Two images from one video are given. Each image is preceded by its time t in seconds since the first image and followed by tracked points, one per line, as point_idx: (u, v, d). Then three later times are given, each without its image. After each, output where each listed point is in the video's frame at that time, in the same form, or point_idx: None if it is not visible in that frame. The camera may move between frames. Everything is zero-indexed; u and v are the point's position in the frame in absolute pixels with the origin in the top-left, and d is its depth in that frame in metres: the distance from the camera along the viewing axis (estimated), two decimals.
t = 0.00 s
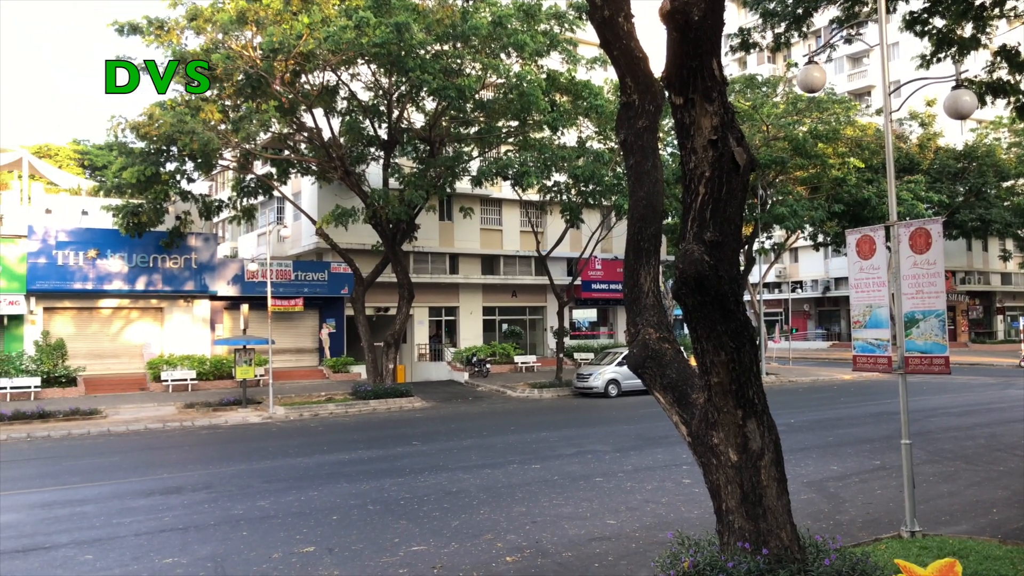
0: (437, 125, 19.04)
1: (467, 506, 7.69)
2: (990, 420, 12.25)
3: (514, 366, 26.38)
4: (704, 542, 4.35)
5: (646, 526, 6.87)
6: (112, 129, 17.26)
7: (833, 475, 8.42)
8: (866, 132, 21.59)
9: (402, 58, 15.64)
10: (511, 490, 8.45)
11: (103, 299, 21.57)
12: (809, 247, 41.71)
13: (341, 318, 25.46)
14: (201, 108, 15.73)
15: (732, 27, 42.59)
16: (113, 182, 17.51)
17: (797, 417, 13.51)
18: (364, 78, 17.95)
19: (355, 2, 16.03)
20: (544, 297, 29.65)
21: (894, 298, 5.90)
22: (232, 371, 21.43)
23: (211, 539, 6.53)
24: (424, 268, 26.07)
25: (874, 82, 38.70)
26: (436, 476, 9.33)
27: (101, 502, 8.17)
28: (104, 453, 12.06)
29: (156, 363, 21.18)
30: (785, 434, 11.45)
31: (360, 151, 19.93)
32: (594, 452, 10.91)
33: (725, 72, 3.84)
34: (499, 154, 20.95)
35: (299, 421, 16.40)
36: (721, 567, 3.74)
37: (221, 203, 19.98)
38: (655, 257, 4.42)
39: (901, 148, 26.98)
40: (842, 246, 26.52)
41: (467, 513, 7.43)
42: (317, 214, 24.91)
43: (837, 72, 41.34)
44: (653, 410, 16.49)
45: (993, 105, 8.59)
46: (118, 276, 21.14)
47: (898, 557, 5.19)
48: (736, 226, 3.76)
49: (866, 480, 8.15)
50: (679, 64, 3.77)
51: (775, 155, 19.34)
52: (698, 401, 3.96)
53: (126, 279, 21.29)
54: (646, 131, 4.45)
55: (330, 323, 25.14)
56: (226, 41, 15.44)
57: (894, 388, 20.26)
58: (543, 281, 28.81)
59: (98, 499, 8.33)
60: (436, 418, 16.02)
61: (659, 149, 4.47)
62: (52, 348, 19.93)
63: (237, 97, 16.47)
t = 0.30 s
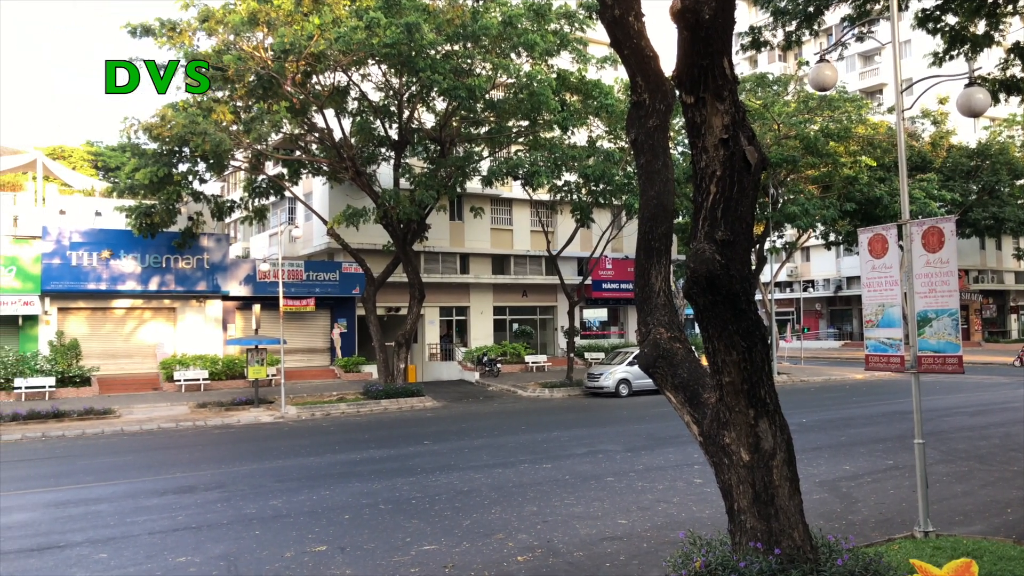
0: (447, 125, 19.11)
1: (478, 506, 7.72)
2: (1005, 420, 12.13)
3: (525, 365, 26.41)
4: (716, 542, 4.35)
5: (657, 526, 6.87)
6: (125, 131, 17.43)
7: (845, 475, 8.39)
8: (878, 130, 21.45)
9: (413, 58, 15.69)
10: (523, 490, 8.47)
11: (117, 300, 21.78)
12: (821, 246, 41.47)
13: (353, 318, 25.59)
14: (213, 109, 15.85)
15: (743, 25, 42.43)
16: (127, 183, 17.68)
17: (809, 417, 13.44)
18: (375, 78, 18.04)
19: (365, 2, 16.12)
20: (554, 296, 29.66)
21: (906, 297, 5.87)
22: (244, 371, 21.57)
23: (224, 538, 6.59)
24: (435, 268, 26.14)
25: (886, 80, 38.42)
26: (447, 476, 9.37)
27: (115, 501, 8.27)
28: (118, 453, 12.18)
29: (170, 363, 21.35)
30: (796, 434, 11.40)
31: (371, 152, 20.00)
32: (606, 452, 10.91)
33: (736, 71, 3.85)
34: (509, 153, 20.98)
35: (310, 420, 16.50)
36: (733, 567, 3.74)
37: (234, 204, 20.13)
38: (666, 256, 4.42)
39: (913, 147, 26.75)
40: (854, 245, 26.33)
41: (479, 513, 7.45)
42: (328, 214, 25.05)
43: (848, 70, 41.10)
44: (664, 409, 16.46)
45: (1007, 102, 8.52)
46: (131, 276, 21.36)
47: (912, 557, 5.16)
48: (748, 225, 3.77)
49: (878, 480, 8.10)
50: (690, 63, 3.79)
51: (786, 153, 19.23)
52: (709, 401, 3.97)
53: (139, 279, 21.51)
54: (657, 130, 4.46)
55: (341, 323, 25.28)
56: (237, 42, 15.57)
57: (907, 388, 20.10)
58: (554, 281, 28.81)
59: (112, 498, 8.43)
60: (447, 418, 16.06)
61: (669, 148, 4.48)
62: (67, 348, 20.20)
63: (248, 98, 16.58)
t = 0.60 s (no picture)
0: (457, 125, 19.16)
1: (487, 505, 7.75)
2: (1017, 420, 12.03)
3: (534, 364, 26.43)
4: (726, 541, 4.36)
5: (666, 526, 6.87)
6: (136, 130, 17.55)
7: (855, 474, 8.35)
8: (889, 128, 21.30)
9: (422, 57, 15.73)
10: (532, 489, 8.49)
11: (128, 298, 21.95)
12: (831, 245, 41.21)
13: (362, 317, 25.70)
14: (224, 109, 15.93)
15: (753, 24, 42.25)
16: (138, 182, 17.81)
17: (819, 416, 13.38)
18: (385, 78, 18.11)
19: (375, 2, 16.16)
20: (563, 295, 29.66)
21: (916, 296, 5.85)
22: (254, 369, 21.72)
23: (234, 536, 6.65)
24: (444, 267, 26.19)
25: (897, 78, 38.15)
26: (456, 474, 9.40)
27: (127, 499, 8.36)
28: (130, 451, 12.30)
29: (180, 361, 21.54)
30: (806, 433, 11.36)
31: (381, 151, 20.06)
32: (615, 451, 10.92)
33: (747, 69, 3.85)
34: (519, 152, 20.99)
35: (320, 419, 16.58)
36: (743, 566, 3.75)
37: (244, 203, 20.24)
38: (676, 255, 4.42)
39: (924, 145, 26.56)
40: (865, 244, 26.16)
41: (488, 511, 7.48)
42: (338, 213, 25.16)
43: (859, 68, 40.81)
44: (673, 409, 16.44)
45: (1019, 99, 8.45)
46: (142, 275, 21.53)
47: (924, 557, 5.13)
48: (758, 224, 3.77)
49: (889, 480, 8.06)
50: (700, 61, 3.80)
51: (796, 152, 19.17)
52: (719, 400, 3.97)
53: (150, 278, 21.67)
54: (667, 128, 4.46)
55: (351, 322, 25.40)
56: (247, 42, 15.69)
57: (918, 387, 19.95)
58: (563, 280, 28.81)
59: (123, 495, 8.52)
60: (456, 416, 16.11)
61: (679, 147, 4.48)
62: (78, 347, 20.39)
63: (259, 97, 16.68)
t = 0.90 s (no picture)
0: (467, 124, 19.21)
1: (499, 504, 7.78)
2: None
3: (546, 363, 26.43)
4: (738, 541, 4.37)
5: (678, 525, 6.87)
6: (150, 131, 17.71)
7: (868, 474, 8.30)
8: (901, 126, 21.11)
9: (433, 57, 15.79)
10: (544, 488, 8.51)
11: (142, 298, 22.16)
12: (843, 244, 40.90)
13: (374, 316, 25.82)
14: (236, 109, 16.03)
15: (765, 22, 42.04)
16: (151, 182, 17.96)
17: (831, 416, 13.30)
18: (396, 78, 18.19)
19: (386, 2, 16.21)
20: (574, 295, 29.66)
21: (930, 295, 5.81)
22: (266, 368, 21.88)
23: (248, 534, 6.72)
24: (456, 266, 26.23)
25: (910, 76, 37.83)
26: (468, 473, 9.44)
27: (141, 497, 8.46)
28: (144, 449, 12.44)
29: (193, 360, 21.76)
30: (818, 433, 11.30)
31: (392, 151, 20.14)
32: (627, 450, 10.92)
33: (759, 68, 3.85)
34: (529, 151, 21.01)
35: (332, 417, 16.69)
36: (755, 566, 3.76)
37: (256, 203, 20.37)
38: (688, 253, 4.42)
39: (938, 143, 26.32)
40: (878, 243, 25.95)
41: (500, 510, 7.51)
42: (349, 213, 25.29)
43: (871, 66, 40.49)
44: (684, 408, 16.40)
45: None
46: (156, 275, 21.74)
47: (940, 557, 5.10)
48: (771, 222, 3.77)
49: (902, 479, 8.02)
50: (712, 60, 3.81)
51: (809, 151, 19.08)
52: (731, 399, 3.98)
53: (163, 278, 21.88)
54: (679, 127, 4.46)
55: (363, 321, 25.53)
56: (260, 42, 15.81)
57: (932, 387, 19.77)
58: (574, 279, 28.80)
59: (138, 494, 8.62)
60: (467, 416, 16.15)
61: (691, 145, 4.47)
62: (93, 346, 20.62)
63: (271, 97, 16.79)
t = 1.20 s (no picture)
0: (480, 124, 19.27)
1: (511, 503, 7.82)
2: None
3: (558, 363, 26.44)
4: (752, 542, 4.37)
5: (691, 525, 6.87)
6: (165, 132, 17.88)
7: (882, 475, 8.26)
8: (915, 125, 20.90)
9: (446, 57, 15.86)
10: (556, 487, 8.54)
11: (157, 298, 22.40)
12: (857, 243, 40.59)
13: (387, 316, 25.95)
14: (250, 110, 16.09)
15: (778, 21, 41.80)
16: (166, 183, 18.12)
17: (845, 416, 13.21)
18: (408, 78, 18.27)
19: (399, 2, 16.28)
20: (587, 294, 29.65)
21: (945, 294, 5.77)
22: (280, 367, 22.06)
23: (262, 533, 6.80)
24: (468, 266, 26.31)
25: (924, 75, 37.49)
26: (480, 473, 9.48)
27: (157, 495, 8.58)
28: (159, 448, 12.58)
29: (208, 360, 21.94)
30: (832, 433, 11.24)
31: (405, 151, 20.24)
32: (639, 450, 10.92)
33: (772, 67, 3.86)
34: (541, 151, 21.03)
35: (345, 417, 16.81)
36: (768, 566, 3.77)
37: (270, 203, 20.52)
38: (701, 253, 4.41)
39: (952, 142, 26.04)
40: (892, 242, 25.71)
41: (512, 510, 7.55)
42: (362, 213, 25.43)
43: (885, 65, 40.14)
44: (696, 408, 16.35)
45: None
46: (171, 275, 21.99)
47: (955, 559, 5.07)
48: (784, 222, 3.78)
49: (917, 480, 7.97)
50: (725, 59, 3.82)
51: (822, 150, 18.99)
52: (745, 399, 3.99)
53: (178, 278, 22.12)
54: (691, 126, 4.45)
55: (376, 321, 25.66)
56: (273, 43, 15.96)
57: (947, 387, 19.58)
58: (586, 279, 28.79)
59: (153, 492, 8.74)
60: (479, 415, 16.21)
61: (704, 145, 4.47)
62: (109, 345, 20.89)
63: (285, 98, 16.92)
